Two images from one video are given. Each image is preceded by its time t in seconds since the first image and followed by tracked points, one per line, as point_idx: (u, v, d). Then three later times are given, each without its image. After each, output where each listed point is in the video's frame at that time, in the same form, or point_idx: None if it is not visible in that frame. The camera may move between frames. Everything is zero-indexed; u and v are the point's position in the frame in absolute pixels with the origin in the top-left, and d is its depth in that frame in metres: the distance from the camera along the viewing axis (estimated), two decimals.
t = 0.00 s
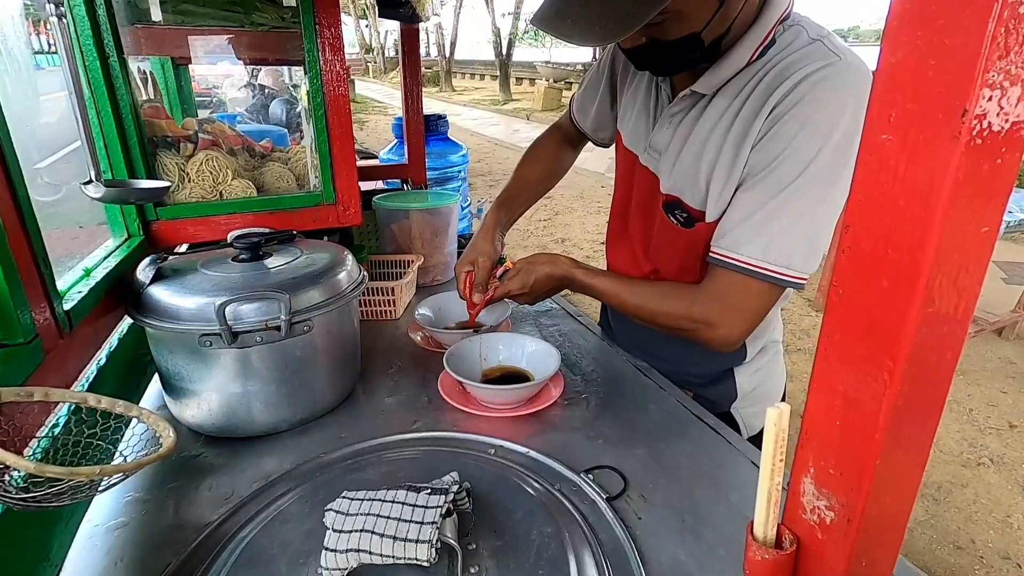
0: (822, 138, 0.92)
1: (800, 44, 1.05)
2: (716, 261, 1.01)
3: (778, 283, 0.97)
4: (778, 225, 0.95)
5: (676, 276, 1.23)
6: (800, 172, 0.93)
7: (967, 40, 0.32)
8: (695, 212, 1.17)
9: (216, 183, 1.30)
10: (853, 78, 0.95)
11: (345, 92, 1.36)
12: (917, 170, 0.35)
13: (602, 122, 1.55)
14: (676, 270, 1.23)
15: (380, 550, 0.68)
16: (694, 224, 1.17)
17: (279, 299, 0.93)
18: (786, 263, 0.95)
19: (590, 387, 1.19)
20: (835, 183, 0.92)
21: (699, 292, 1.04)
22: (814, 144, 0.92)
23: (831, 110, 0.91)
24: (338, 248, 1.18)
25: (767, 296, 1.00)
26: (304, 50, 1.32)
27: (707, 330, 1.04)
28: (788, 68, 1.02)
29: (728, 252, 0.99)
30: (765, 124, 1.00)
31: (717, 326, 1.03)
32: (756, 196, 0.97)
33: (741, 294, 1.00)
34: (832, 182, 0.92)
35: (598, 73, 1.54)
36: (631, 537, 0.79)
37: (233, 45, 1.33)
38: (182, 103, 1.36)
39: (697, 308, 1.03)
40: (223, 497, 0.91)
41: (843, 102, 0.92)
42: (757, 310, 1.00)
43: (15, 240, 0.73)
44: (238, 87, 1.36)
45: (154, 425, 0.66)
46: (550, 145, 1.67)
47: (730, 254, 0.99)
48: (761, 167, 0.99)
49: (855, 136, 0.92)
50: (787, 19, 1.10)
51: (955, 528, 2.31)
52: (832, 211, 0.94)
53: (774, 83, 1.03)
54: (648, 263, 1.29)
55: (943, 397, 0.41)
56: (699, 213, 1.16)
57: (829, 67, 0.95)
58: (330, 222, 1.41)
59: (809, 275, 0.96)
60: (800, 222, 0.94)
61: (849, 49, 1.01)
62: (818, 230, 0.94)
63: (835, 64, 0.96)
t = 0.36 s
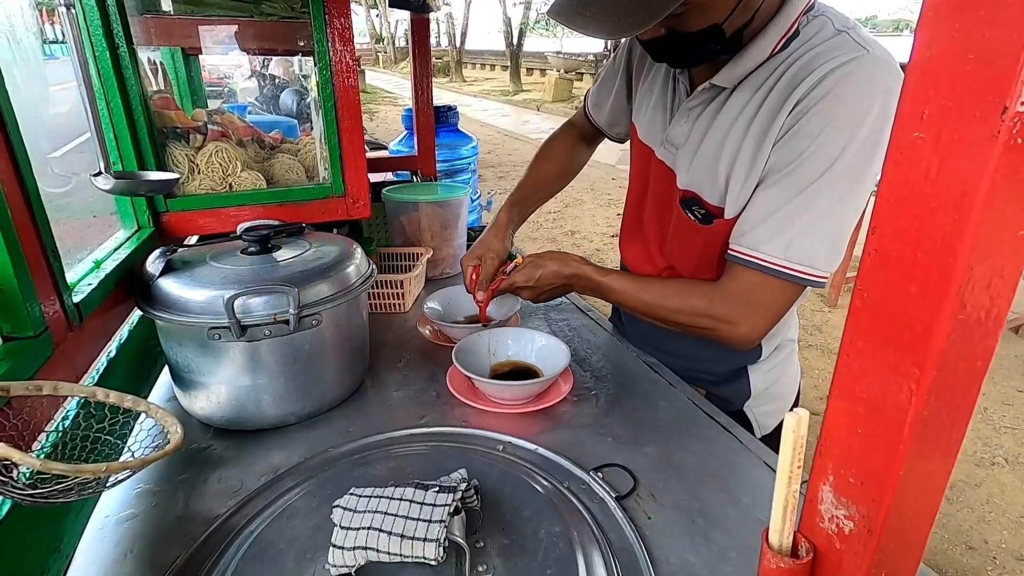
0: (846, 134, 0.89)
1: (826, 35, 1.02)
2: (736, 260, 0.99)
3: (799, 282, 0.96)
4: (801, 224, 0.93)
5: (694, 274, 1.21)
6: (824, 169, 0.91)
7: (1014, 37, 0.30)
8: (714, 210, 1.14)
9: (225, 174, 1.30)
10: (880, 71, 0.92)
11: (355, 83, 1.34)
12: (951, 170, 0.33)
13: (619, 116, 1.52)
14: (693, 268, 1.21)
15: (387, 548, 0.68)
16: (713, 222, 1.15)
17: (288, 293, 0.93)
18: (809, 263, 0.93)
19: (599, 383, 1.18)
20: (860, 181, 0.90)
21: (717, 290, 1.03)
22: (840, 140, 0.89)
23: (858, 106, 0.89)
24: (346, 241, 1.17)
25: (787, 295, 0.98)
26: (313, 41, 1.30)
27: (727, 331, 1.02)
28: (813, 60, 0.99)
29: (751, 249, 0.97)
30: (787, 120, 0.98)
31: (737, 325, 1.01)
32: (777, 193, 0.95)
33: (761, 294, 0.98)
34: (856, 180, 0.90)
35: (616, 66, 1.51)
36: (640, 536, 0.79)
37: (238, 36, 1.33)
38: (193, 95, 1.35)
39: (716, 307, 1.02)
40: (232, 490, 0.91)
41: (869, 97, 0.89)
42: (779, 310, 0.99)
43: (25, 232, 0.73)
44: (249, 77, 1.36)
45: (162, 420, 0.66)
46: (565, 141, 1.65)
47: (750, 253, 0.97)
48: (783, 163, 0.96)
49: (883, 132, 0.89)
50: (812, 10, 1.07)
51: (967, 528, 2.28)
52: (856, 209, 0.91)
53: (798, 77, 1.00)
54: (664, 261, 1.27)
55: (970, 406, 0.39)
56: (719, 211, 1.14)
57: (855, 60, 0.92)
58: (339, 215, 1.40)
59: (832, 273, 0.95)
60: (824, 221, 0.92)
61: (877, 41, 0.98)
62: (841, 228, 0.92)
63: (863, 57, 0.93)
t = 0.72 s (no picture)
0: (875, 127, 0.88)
1: (851, 26, 1.01)
2: (761, 256, 0.98)
3: (824, 276, 0.95)
4: (827, 219, 0.92)
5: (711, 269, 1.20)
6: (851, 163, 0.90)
7: None
8: (734, 204, 1.13)
9: (237, 165, 1.31)
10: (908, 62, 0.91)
11: (367, 73, 1.34)
12: (975, 170, 0.33)
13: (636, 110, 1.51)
14: (710, 264, 1.20)
15: (399, 539, 0.69)
16: (732, 218, 1.14)
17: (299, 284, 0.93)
18: (835, 257, 0.93)
19: (608, 377, 1.18)
20: (888, 174, 0.89)
21: (735, 284, 1.02)
22: (868, 133, 0.88)
23: (885, 98, 0.88)
24: (356, 233, 1.18)
25: (810, 291, 0.98)
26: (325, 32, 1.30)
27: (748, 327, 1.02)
28: (838, 52, 0.98)
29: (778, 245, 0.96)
30: (811, 113, 0.97)
31: (758, 322, 1.00)
32: (802, 187, 0.95)
33: (783, 290, 0.98)
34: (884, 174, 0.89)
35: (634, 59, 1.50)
36: (649, 530, 0.79)
37: (245, 25, 1.33)
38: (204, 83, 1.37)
39: (736, 303, 1.02)
40: (245, 479, 0.92)
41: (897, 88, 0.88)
42: (799, 305, 0.99)
43: (42, 222, 0.74)
44: (258, 66, 1.36)
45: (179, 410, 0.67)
46: (594, 139, 1.64)
47: (776, 249, 0.96)
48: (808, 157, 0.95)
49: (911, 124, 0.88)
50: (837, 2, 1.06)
51: (975, 525, 2.27)
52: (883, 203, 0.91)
53: (821, 69, 0.99)
54: (681, 256, 1.26)
55: (988, 407, 0.39)
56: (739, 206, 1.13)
57: (883, 52, 0.91)
58: (350, 205, 1.40)
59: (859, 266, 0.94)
60: (849, 214, 0.91)
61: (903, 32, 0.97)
62: (868, 222, 0.92)
63: (890, 49, 0.92)
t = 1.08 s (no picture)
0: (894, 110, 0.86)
1: (870, 10, 1.00)
2: (777, 246, 0.97)
3: (840, 267, 0.94)
4: (844, 207, 0.91)
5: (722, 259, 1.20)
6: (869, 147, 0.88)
7: None
8: (747, 192, 1.12)
9: (238, 153, 1.30)
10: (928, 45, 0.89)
11: (369, 60, 1.33)
12: (978, 155, 0.32)
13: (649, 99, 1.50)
14: (721, 254, 1.19)
15: (397, 524, 0.69)
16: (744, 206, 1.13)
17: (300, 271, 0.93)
18: (851, 247, 0.92)
19: (609, 367, 1.18)
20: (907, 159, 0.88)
21: (748, 277, 1.02)
22: (887, 118, 0.87)
23: (906, 83, 0.86)
24: (358, 221, 1.18)
25: (822, 283, 0.97)
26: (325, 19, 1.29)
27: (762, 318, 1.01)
28: (856, 35, 0.97)
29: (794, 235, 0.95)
30: (827, 99, 0.96)
31: (771, 314, 1.00)
32: (819, 175, 0.93)
33: (797, 281, 0.97)
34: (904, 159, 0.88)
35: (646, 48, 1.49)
36: (646, 519, 0.79)
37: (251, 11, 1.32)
38: (206, 71, 1.32)
39: (750, 294, 1.01)
40: (246, 465, 0.93)
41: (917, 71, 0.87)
42: (813, 297, 0.98)
43: (42, 207, 0.74)
44: (262, 54, 1.34)
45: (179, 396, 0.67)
46: (610, 133, 1.62)
47: (792, 238, 0.95)
48: (824, 144, 0.94)
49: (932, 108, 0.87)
50: None
51: (976, 518, 2.27)
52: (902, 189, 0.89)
53: (839, 54, 0.98)
54: (691, 245, 1.26)
55: (987, 396, 0.39)
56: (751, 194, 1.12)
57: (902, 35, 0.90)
58: (352, 194, 1.40)
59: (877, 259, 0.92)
60: (866, 204, 0.90)
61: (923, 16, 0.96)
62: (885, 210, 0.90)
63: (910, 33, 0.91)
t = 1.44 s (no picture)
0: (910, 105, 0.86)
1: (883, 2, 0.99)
2: (803, 249, 0.96)
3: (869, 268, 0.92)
4: (868, 205, 0.90)
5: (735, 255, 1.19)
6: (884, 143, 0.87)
7: None
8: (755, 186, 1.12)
9: (234, 145, 1.30)
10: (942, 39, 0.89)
11: (365, 52, 1.32)
12: (965, 150, 0.32)
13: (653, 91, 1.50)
14: (728, 249, 1.19)
15: (389, 517, 0.69)
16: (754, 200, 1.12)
17: (295, 264, 0.93)
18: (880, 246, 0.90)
19: (605, 360, 1.18)
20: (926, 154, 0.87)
21: (780, 279, 1.01)
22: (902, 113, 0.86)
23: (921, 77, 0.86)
24: (355, 214, 1.17)
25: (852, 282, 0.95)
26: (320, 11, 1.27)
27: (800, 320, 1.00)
28: (869, 29, 0.96)
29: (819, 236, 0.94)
30: (842, 94, 0.95)
31: (807, 317, 0.98)
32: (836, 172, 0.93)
33: (829, 283, 0.96)
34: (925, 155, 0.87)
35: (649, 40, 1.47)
36: (639, 511, 0.80)
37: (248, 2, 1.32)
38: (203, 63, 1.41)
39: (783, 296, 0.99)
40: (242, 457, 0.93)
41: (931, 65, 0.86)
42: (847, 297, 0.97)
43: (36, 200, 0.74)
44: (261, 45, 1.36)
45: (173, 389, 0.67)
46: (608, 121, 1.64)
47: (817, 239, 0.94)
48: (838, 140, 0.93)
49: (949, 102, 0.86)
50: None
51: (971, 512, 2.28)
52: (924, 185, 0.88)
53: (851, 48, 0.97)
54: (697, 240, 1.25)
55: (973, 393, 0.39)
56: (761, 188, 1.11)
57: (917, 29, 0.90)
58: (348, 186, 1.40)
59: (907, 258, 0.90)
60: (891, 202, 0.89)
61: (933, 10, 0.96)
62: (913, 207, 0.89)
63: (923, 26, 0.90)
